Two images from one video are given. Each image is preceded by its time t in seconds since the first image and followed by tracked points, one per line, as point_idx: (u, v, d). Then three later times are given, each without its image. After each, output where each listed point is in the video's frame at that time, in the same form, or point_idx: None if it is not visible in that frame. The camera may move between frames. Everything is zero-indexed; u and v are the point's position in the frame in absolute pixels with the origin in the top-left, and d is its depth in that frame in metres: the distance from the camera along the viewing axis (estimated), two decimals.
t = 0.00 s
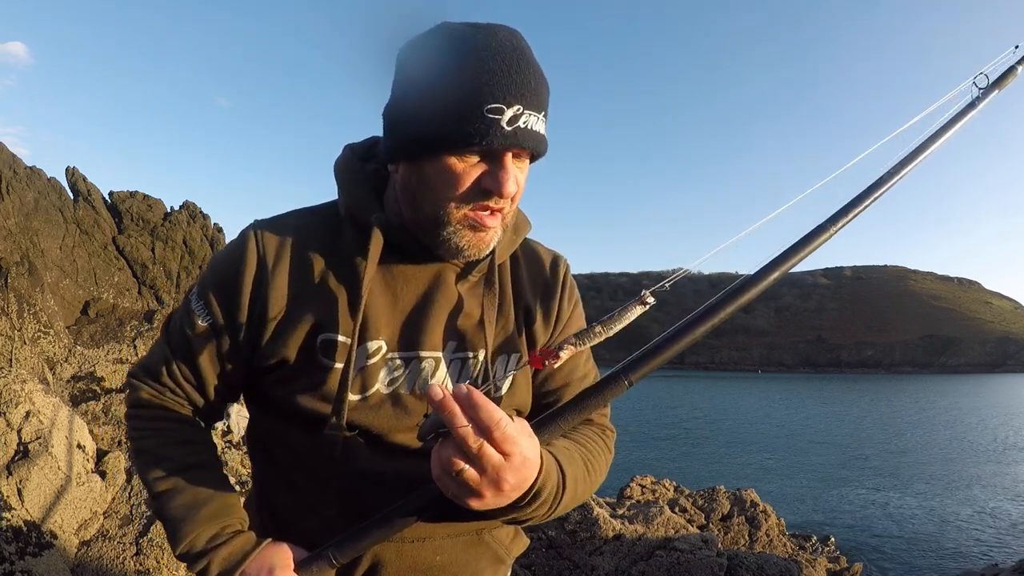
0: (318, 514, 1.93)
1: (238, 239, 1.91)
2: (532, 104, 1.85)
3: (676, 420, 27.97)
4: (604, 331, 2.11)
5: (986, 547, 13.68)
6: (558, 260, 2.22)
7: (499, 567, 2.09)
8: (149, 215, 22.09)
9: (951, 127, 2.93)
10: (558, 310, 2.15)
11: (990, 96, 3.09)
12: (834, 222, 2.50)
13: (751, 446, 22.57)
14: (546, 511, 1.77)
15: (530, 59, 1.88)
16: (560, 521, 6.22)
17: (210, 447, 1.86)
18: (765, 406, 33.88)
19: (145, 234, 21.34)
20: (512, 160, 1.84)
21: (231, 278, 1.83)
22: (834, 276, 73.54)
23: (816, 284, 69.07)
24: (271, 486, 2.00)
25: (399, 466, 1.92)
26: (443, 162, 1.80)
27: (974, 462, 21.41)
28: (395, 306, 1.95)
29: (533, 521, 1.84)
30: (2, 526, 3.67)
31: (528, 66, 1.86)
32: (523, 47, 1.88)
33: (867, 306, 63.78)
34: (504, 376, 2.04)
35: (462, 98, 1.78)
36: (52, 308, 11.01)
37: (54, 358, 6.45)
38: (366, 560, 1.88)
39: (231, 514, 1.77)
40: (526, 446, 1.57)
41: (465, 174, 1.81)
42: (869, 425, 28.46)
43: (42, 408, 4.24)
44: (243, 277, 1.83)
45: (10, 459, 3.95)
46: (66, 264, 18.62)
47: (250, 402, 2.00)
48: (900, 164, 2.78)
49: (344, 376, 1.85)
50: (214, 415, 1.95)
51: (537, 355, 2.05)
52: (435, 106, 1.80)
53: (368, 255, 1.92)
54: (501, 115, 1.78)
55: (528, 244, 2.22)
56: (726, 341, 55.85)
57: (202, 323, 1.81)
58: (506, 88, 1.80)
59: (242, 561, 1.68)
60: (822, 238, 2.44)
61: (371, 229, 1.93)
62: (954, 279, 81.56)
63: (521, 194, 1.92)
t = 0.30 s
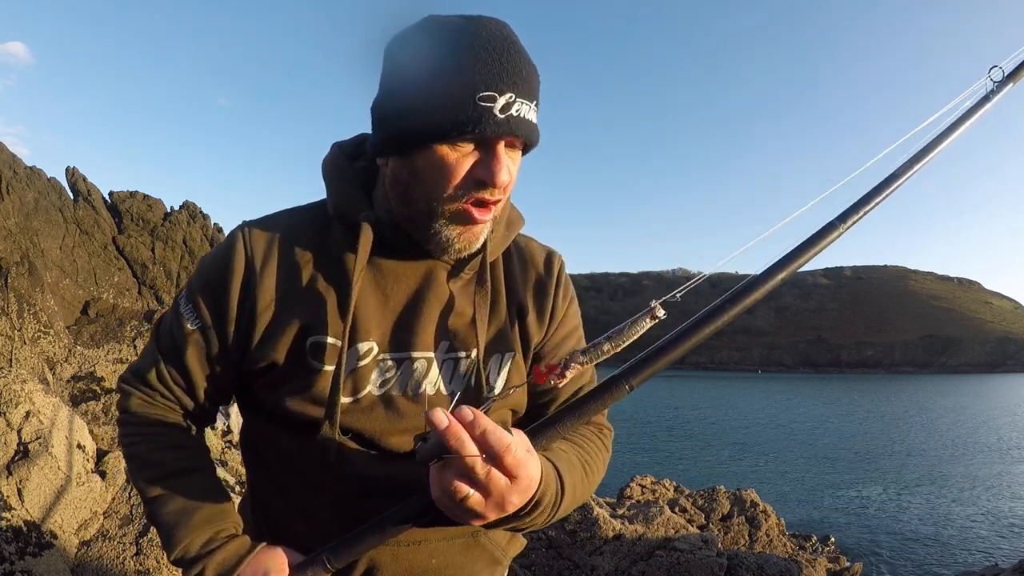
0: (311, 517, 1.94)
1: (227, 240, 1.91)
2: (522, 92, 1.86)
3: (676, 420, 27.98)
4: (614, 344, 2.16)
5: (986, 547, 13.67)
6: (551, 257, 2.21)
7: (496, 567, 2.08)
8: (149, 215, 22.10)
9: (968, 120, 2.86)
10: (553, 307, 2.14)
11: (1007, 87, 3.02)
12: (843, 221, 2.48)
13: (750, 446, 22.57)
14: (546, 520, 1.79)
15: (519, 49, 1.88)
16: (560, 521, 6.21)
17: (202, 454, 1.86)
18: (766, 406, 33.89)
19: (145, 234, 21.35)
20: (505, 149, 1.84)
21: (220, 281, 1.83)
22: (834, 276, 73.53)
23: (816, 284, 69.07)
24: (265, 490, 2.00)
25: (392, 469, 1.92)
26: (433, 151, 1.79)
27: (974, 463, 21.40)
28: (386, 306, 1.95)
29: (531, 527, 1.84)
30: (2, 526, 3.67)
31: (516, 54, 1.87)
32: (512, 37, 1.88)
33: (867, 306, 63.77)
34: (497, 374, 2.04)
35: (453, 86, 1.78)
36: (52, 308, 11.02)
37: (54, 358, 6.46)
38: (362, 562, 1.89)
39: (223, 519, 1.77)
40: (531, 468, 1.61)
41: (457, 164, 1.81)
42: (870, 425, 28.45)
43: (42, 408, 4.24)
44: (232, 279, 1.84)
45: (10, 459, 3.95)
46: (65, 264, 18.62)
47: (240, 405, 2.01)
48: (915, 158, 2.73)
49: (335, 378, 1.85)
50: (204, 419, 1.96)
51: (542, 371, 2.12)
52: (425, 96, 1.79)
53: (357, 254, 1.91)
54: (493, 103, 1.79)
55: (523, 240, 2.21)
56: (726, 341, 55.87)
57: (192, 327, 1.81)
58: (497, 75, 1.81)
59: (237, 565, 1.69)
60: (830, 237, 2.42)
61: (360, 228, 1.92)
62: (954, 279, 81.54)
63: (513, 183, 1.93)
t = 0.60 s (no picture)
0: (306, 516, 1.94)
1: (226, 239, 1.92)
2: (479, 62, 1.91)
3: (676, 420, 28.00)
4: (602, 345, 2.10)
5: (987, 547, 13.68)
6: (549, 259, 2.23)
7: (486, 566, 2.09)
8: (149, 215, 22.15)
9: (968, 117, 2.86)
10: (550, 313, 2.14)
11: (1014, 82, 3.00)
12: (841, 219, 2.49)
13: (750, 446, 22.55)
14: (542, 522, 1.80)
15: (489, 35, 1.97)
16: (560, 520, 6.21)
17: (199, 454, 1.87)
18: (767, 406, 33.90)
19: (145, 234, 21.37)
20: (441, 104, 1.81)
21: (217, 279, 1.84)
22: (834, 276, 73.51)
23: (816, 284, 69.03)
24: (264, 486, 2.01)
25: (387, 471, 1.91)
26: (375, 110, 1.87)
27: (974, 463, 21.41)
28: (379, 301, 1.95)
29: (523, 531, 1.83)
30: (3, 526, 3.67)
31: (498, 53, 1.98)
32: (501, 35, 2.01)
33: (868, 306, 63.73)
34: (489, 372, 2.03)
35: (425, 48, 1.85)
36: (52, 308, 11.02)
37: (54, 359, 6.48)
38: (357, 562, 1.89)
39: (218, 521, 1.78)
40: (523, 468, 1.59)
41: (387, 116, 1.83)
42: (870, 425, 28.46)
43: (42, 408, 4.26)
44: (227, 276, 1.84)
45: (11, 459, 3.95)
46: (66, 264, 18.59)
47: (239, 404, 2.02)
48: (915, 156, 2.73)
49: (329, 375, 1.84)
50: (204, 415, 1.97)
51: (527, 373, 2.09)
52: (400, 56, 1.86)
53: (348, 247, 1.90)
54: (432, 60, 1.84)
55: (519, 243, 2.23)
56: (726, 342, 55.87)
57: (189, 324, 1.81)
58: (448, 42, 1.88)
59: (233, 566, 1.70)
60: (830, 234, 2.43)
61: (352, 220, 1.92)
62: (954, 279, 81.47)
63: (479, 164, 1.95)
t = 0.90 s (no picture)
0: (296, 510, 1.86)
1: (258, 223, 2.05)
2: (414, 51, 1.87)
3: (676, 420, 28.02)
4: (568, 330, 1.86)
5: (987, 547, 13.66)
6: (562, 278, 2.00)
7: None
8: (149, 215, 22.18)
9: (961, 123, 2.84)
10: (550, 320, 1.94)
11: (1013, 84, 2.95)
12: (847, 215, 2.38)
13: (750, 446, 22.53)
14: (520, 524, 1.55)
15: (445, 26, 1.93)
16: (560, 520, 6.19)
17: (202, 441, 1.87)
18: (766, 406, 33.91)
19: (145, 234, 21.42)
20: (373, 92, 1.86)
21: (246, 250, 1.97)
22: (834, 276, 73.54)
23: (816, 284, 69.05)
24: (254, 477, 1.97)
25: (367, 465, 1.82)
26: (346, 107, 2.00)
27: (974, 463, 21.39)
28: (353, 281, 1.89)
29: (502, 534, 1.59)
30: (3, 526, 3.68)
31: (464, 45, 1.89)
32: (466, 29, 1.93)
33: (868, 305, 63.72)
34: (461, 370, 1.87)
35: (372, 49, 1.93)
36: (52, 308, 11.03)
37: (53, 359, 6.51)
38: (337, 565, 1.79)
39: (216, 508, 1.78)
40: (493, 450, 1.41)
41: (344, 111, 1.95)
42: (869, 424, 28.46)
43: (42, 408, 4.26)
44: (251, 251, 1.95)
45: (10, 459, 3.96)
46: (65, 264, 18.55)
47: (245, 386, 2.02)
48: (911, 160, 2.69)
49: (300, 347, 1.80)
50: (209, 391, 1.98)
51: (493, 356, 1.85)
52: (363, 54, 1.95)
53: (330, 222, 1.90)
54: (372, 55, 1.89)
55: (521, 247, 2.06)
56: (726, 341, 55.88)
57: (216, 290, 1.91)
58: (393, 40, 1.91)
59: (220, 559, 1.69)
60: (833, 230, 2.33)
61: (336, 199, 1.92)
62: (954, 279, 81.48)
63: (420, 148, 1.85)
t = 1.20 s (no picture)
0: (295, 503, 1.84)
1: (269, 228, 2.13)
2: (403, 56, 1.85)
3: (675, 420, 28.04)
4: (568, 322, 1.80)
5: (987, 548, 13.64)
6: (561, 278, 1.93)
7: None
8: (149, 215, 22.22)
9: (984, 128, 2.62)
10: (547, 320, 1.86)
11: None
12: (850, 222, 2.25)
13: (750, 446, 22.52)
14: (504, 518, 1.52)
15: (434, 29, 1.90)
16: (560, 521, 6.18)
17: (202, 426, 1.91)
18: (766, 406, 33.90)
19: (145, 234, 21.45)
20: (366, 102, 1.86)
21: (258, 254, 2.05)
22: (834, 275, 73.54)
23: (816, 284, 69.02)
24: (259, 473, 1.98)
25: (362, 458, 1.80)
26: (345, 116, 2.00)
27: (974, 463, 21.38)
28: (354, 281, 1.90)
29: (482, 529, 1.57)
30: (3, 526, 3.68)
31: (453, 50, 1.87)
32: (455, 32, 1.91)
33: (868, 305, 63.70)
34: (453, 368, 1.85)
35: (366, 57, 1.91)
36: (51, 308, 11.02)
37: (54, 359, 6.54)
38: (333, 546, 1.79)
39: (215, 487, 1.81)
40: (482, 443, 1.40)
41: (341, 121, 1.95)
42: (869, 424, 28.43)
43: (42, 408, 4.26)
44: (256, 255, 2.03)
45: (10, 459, 3.96)
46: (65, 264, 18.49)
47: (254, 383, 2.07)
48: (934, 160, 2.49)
49: (300, 343, 1.83)
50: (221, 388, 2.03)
51: (488, 343, 1.80)
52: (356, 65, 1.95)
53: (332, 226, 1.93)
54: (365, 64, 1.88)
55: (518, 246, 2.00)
56: (726, 341, 55.86)
57: (226, 291, 1.99)
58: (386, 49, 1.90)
59: (209, 536, 1.67)
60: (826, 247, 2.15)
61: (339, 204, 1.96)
62: (954, 279, 81.50)
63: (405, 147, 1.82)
